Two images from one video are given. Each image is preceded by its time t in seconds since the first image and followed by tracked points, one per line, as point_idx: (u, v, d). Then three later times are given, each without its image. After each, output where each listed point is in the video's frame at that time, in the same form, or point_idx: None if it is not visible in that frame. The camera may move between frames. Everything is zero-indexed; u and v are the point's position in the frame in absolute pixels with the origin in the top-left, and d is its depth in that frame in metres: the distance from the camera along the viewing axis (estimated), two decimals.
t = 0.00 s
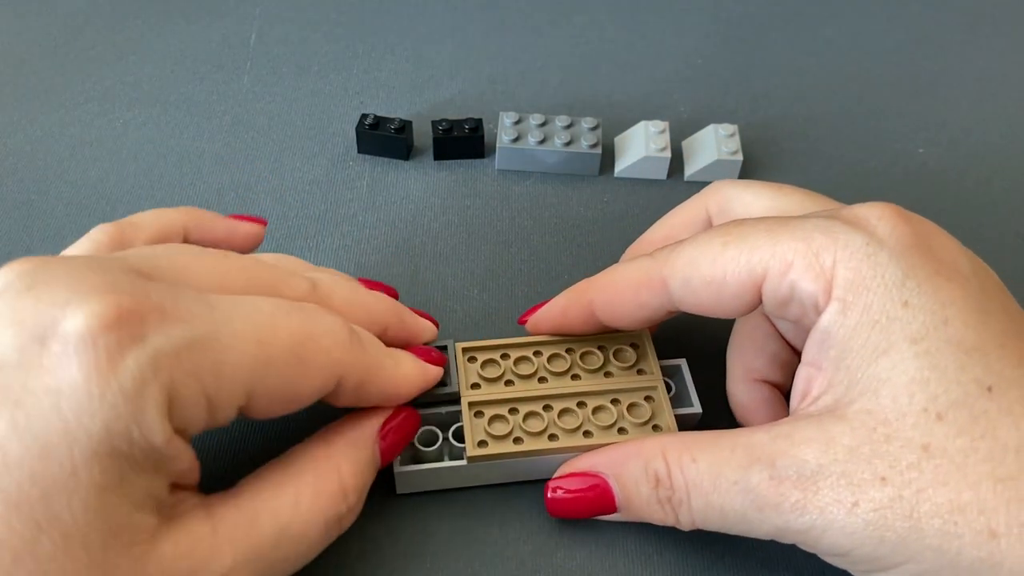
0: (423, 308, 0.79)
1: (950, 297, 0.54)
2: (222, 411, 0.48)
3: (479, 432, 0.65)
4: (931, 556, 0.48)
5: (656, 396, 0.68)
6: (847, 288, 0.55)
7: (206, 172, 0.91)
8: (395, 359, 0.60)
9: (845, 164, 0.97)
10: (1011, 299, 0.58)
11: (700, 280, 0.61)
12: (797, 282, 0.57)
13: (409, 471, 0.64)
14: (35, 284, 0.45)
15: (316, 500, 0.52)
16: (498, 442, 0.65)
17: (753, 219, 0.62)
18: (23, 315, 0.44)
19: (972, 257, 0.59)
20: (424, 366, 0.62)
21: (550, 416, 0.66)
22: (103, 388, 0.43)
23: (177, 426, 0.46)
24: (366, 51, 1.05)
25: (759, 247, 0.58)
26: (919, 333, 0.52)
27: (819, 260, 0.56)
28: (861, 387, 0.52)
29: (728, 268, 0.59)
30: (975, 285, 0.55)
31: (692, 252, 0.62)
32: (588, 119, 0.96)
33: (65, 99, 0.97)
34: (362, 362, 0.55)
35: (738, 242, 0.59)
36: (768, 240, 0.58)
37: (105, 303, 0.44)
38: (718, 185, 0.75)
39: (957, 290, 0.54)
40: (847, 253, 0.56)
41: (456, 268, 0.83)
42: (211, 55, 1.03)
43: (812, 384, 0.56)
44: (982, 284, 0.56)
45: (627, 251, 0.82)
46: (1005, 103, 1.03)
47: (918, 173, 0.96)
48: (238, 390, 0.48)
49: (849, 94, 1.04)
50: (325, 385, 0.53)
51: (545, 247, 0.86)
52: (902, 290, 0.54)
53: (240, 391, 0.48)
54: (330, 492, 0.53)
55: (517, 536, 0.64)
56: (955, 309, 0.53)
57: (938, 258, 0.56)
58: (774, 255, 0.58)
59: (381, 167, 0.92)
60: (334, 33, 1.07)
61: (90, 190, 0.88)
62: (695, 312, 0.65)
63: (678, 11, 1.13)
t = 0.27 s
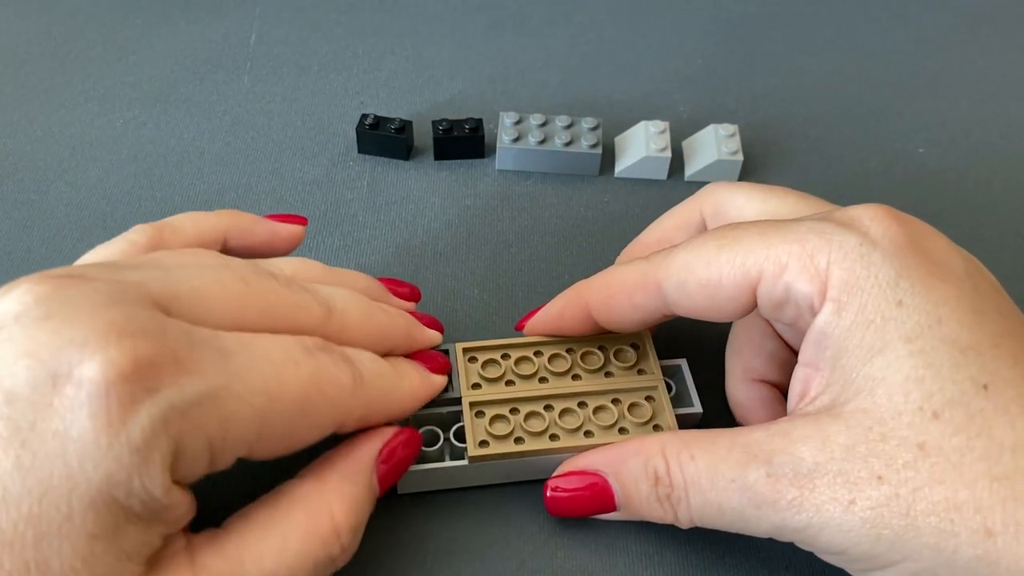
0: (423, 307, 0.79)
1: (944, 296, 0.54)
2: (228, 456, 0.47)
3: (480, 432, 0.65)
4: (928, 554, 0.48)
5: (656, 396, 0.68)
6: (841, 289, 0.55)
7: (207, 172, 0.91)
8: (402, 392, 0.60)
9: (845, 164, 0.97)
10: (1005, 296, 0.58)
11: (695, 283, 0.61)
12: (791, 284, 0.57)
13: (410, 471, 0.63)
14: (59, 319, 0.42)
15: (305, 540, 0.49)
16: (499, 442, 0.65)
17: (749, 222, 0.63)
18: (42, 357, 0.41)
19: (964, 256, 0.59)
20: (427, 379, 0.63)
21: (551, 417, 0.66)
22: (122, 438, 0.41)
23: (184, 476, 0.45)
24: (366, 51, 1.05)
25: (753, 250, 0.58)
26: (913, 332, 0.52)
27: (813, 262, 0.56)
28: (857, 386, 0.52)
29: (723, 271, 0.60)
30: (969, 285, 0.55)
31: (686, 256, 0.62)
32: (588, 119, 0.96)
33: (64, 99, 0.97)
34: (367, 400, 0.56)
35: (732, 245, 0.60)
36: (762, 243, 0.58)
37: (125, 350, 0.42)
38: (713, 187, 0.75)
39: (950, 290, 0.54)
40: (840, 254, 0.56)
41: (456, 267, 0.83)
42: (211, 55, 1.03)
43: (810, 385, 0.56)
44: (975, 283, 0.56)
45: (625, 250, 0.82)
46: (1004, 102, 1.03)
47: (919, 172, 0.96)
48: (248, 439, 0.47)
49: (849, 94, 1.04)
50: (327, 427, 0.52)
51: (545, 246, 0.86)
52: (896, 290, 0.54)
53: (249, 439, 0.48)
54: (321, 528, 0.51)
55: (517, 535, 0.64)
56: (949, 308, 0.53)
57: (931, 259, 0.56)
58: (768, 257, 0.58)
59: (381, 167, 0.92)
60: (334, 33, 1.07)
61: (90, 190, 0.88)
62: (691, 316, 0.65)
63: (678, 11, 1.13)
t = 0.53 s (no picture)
0: (423, 307, 0.79)
1: (943, 299, 0.54)
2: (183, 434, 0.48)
3: (479, 433, 0.65)
4: (927, 557, 0.48)
5: (655, 396, 0.68)
6: (840, 292, 0.55)
7: (206, 172, 0.91)
8: (382, 379, 0.59)
9: (845, 164, 0.97)
10: (1004, 298, 0.58)
11: (694, 287, 0.61)
12: (791, 288, 0.57)
13: (409, 473, 0.63)
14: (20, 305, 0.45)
15: (267, 516, 0.49)
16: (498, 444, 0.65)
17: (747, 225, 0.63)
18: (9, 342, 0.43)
19: (962, 257, 0.59)
20: (418, 369, 0.62)
21: (549, 418, 0.66)
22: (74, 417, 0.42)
23: (139, 452, 0.46)
24: (366, 51, 1.05)
25: (752, 253, 0.59)
26: (911, 336, 0.52)
27: (812, 265, 0.56)
28: (857, 389, 0.52)
29: (722, 274, 0.60)
30: (968, 287, 0.56)
31: (686, 260, 0.62)
32: (588, 119, 0.96)
33: (64, 99, 0.97)
34: (338, 391, 0.56)
35: (731, 248, 0.60)
36: (761, 246, 0.59)
37: (72, 314, 0.44)
38: (715, 189, 0.75)
39: (949, 293, 0.54)
40: (840, 257, 0.56)
41: (456, 267, 0.83)
42: (211, 55, 1.03)
43: (810, 388, 0.56)
44: (974, 285, 0.56)
45: (624, 252, 0.82)
46: (1005, 103, 1.03)
47: (919, 172, 0.96)
48: (202, 419, 0.48)
49: (849, 94, 1.04)
50: (291, 413, 0.53)
51: (546, 246, 0.86)
52: (895, 293, 0.54)
53: (207, 420, 0.49)
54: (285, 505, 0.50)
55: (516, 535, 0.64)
56: (947, 310, 0.53)
57: (930, 261, 0.56)
58: (768, 261, 0.58)
59: (381, 168, 0.92)
60: (334, 33, 1.07)
61: (90, 190, 0.88)
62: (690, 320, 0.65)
63: (678, 10, 1.13)
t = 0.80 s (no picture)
0: (422, 307, 0.80)
1: (936, 304, 0.54)
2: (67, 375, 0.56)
3: (469, 429, 0.66)
4: (915, 561, 0.49)
5: (645, 395, 0.69)
6: (834, 296, 0.55)
7: (207, 171, 0.91)
8: (146, 305, 0.62)
9: (844, 164, 0.97)
10: (1000, 302, 0.59)
11: (688, 289, 0.61)
12: (785, 291, 0.57)
13: (396, 465, 0.65)
14: None
15: None
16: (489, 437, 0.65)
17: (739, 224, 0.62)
18: None
19: (959, 261, 0.59)
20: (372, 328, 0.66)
21: (539, 413, 0.67)
22: None
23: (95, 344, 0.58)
24: (366, 51, 1.05)
25: (746, 254, 0.58)
26: (904, 341, 0.53)
27: (806, 268, 0.56)
28: (848, 393, 0.53)
29: (716, 275, 0.59)
30: (963, 290, 0.56)
31: (680, 259, 0.61)
32: (588, 118, 0.96)
33: (64, 99, 0.97)
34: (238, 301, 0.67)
35: (725, 249, 0.59)
36: (756, 248, 0.58)
37: None
38: (709, 188, 0.75)
39: (944, 298, 0.55)
40: (833, 261, 0.56)
41: (456, 267, 0.83)
42: (211, 55, 1.03)
43: (801, 391, 0.56)
44: (969, 290, 0.57)
45: (619, 251, 0.81)
46: (1004, 103, 1.04)
47: (919, 173, 0.96)
48: (62, 371, 0.56)
49: (849, 94, 1.04)
50: (75, 347, 0.58)
51: (546, 245, 0.86)
52: (889, 297, 0.54)
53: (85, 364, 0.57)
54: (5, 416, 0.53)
55: (515, 536, 0.65)
56: (940, 316, 0.54)
57: (926, 265, 0.57)
58: (762, 262, 0.58)
59: (381, 168, 0.92)
60: (334, 33, 1.07)
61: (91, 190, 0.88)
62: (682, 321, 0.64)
63: (678, 9, 1.13)
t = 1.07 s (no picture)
0: (423, 307, 0.80)
1: (937, 303, 0.54)
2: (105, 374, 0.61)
3: (468, 427, 0.66)
4: (914, 559, 0.49)
5: (644, 394, 0.69)
6: (835, 294, 0.55)
7: (206, 171, 0.91)
8: (186, 323, 0.68)
9: (844, 164, 0.97)
10: (1000, 302, 0.58)
11: (689, 288, 0.60)
12: (787, 289, 0.56)
13: (395, 464, 0.65)
14: None
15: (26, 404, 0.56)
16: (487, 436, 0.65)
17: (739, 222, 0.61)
18: None
19: (960, 260, 0.59)
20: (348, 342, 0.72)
21: (538, 413, 0.67)
22: None
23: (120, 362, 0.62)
24: (366, 51, 1.05)
25: (747, 253, 0.58)
26: (905, 340, 0.52)
27: (808, 266, 0.56)
28: (850, 391, 0.53)
29: (717, 274, 0.59)
30: (963, 290, 0.55)
31: (680, 258, 0.60)
32: (588, 118, 0.96)
33: (64, 99, 0.97)
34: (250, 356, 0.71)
35: (727, 246, 0.59)
36: (757, 246, 0.58)
37: None
38: (708, 187, 0.75)
39: (944, 297, 0.54)
40: (835, 259, 0.56)
41: (457, 267, 0.83)
42: (211, 55, 1.03)
43: (800, 390, 0.56)
44: (970, 290, 0.56)
45: (618, 251, 0.81)
46: (1004, 103, 1.03)
47: (920, 172, 0.96)
48: (103, 372, 0.61)
49: (848, 94, 1.04)
50: (115, 349, 0.63)
51: (546, 245, 0.86)
52: (889, 296, 0.54)
53: (124, 366, 0.62)
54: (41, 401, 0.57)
55: (515, 535, 0.65)
56: (941, 315, 0.53)
57: (927, 263, 0.56)
58: (763, 261, 0.57)
59: (382, 168, 0.92)
60: (333, 33, 1.07)
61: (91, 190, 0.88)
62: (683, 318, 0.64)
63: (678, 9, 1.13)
